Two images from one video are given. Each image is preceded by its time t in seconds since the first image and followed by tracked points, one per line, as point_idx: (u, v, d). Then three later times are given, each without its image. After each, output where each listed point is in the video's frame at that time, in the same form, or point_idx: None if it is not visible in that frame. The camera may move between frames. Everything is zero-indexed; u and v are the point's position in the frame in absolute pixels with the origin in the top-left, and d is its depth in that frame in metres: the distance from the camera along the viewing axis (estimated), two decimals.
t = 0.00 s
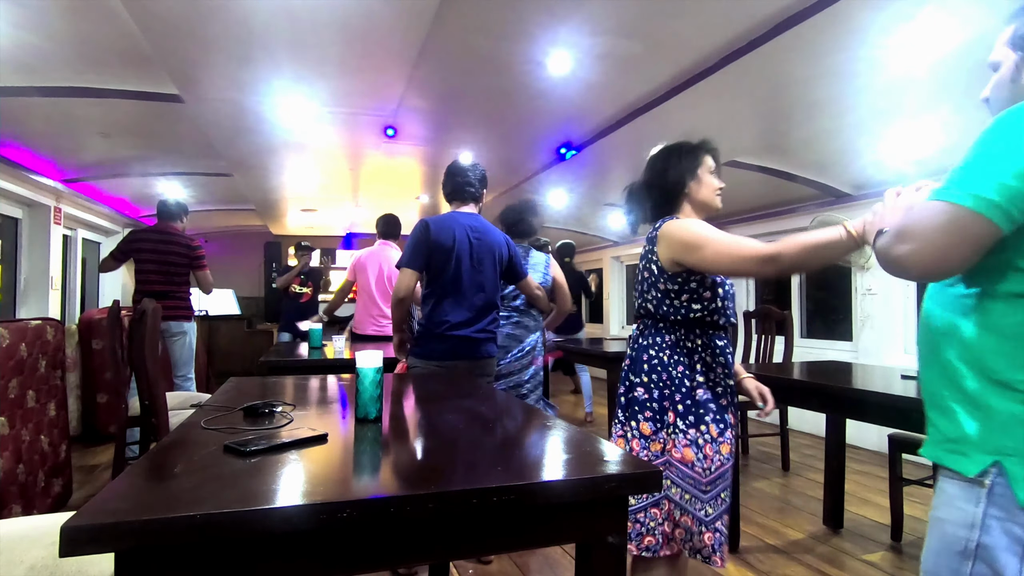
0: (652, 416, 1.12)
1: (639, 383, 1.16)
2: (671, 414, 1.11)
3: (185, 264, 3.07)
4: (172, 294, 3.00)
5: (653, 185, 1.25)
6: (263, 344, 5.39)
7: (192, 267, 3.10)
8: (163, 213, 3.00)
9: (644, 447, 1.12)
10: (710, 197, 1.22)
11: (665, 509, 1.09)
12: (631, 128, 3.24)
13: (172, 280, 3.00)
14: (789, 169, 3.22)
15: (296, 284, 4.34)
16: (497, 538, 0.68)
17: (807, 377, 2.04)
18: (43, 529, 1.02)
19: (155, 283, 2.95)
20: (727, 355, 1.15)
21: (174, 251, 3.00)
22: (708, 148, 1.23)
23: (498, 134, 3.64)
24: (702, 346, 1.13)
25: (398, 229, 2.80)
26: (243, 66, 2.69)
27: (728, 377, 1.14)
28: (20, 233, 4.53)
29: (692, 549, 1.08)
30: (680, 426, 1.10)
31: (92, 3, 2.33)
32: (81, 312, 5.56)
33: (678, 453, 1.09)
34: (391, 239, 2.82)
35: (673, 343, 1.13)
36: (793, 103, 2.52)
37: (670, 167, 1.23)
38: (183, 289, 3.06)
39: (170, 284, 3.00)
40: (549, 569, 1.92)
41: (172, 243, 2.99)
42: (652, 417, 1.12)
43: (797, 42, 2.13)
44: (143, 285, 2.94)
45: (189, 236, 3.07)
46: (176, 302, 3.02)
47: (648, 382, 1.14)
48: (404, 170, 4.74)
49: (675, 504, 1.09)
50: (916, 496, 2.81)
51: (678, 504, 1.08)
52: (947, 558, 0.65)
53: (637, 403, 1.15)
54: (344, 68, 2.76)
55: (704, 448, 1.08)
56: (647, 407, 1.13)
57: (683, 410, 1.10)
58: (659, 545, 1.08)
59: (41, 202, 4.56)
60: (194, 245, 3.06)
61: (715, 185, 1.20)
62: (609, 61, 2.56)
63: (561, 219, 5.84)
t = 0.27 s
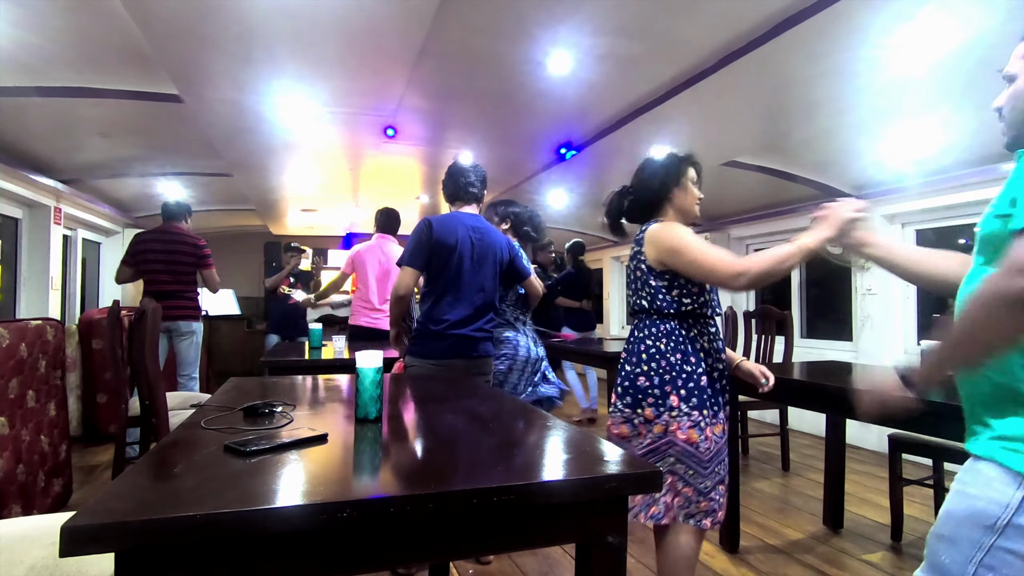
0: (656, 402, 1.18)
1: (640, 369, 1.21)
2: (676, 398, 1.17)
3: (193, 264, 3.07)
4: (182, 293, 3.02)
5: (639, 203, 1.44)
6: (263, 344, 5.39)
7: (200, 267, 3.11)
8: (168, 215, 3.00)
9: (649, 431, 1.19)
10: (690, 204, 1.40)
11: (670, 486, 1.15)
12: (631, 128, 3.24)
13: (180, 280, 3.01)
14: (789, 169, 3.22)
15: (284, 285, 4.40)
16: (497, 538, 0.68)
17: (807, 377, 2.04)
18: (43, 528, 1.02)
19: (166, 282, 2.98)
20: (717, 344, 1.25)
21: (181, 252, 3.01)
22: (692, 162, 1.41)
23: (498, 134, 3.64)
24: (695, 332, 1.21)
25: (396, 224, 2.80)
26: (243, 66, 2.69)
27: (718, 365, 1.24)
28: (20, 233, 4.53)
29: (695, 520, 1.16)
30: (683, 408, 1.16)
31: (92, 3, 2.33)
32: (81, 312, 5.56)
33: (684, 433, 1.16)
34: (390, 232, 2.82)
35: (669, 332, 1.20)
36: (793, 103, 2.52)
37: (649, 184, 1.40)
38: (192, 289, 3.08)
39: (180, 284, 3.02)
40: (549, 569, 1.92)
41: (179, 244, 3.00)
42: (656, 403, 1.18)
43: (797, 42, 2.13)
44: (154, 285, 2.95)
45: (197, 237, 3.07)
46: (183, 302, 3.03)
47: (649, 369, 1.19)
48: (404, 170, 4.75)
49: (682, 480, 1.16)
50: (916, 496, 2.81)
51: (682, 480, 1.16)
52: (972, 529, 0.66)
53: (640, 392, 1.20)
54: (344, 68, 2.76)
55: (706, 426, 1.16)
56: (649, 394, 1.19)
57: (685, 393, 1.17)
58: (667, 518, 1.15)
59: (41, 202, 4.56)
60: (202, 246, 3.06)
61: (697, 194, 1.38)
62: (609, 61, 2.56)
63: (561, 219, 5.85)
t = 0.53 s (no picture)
0: (670, 400, 1.20)
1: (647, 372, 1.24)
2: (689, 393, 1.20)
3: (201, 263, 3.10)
4: (190, 292, 3.03)
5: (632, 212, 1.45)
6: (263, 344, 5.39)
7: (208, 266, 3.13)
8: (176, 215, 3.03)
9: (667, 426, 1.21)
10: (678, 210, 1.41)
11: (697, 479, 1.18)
12: (631, 128, 3.24)
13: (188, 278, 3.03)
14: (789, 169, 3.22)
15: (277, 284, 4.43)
16: (496, 538, 0.68)
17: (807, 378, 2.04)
18: (44, 528, 1.02)
19: (174, 281, 2.99)
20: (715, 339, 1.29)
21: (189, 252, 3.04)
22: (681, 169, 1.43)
23: (498, 134, 3.64)
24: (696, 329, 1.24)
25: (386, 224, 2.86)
26: (243, 66, 2.69)
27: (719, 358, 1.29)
28: (20, 233, 4.53)
29: (727, 510, 1.18)
30: (699, 403, 1.19)
31: (92, 3, 2.33)
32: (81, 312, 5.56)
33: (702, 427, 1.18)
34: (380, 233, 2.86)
35: (667, 334, 1.25)
36: (792, 104, 2.52)
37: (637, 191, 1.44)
38: (199, 288, 3.09)
39: (188, 283, 3.03)
40: (549, 569, 1.92)
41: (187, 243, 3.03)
42: (669, 401, 1.20)
43: (797, 42, 2.13)
44: (163, 284, 2.97)
45: (203, 236, 3.10)
46: (189, 302, 3.02)
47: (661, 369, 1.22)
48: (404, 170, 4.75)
49: (710, 472, 1.18)
50: (916, 496, 2.81)
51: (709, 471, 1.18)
52: None
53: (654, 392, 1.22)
54: (344, 68, 2.76)
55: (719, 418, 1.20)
56: (661, 393, 1.21)
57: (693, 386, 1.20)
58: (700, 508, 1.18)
59: (41, 202, 4.56)
60: (209, 245, 3.09)
61: (685, 199, 1.39)
62: (609, 61, 2.56)
63: (561, 219, 5.85)
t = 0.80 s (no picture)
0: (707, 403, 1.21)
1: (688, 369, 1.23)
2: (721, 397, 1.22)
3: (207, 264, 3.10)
4: (194, 292, 3.04)
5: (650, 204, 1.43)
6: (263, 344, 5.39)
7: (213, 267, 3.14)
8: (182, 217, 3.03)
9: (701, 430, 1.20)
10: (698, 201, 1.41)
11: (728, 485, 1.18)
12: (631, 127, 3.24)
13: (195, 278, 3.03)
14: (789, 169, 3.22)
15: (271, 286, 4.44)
16: (496, 538, 0.68)
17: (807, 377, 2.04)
18: (44, 529, 1.02)
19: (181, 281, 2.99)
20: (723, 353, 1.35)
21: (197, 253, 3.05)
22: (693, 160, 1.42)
23: (498, 134, 3.64)
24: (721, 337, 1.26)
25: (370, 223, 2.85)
26: (243, 66, 2.69)
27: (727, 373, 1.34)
28: (20, 233, 4.53)
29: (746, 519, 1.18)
30: (733, 407, 1.22)
31: (93, 3, 2.33)
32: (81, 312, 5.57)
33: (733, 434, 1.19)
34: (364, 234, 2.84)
35: (700, 337, 1.24)
36: (792, 104, 2.52)
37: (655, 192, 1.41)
38: (204, 288, 3.09)
39: (194, 283, 3.03)
40: (549, 569, 1.92)
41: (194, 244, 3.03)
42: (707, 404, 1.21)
43: (797, 42, 2.13)
44: (170, 283, 2.97)
45: (210, 237, 3.11)
46: (193, 301, 3.03)
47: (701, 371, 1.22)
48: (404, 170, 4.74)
49: (736, 479, 1.18)
50: (915, 496, 2.81)
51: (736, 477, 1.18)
52: None
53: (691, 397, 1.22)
54: (344, 68, 2.76)
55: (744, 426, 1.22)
56: (698, 396, 1.22)
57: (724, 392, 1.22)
58: (727, 522, 1.15)
59: (41, 202, 4.56)
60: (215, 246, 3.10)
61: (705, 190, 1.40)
62: (609, 61, 2.56)
63: (561, 219, 5.85)
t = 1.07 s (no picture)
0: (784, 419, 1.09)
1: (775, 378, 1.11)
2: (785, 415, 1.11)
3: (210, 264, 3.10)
4: (197, 292, 3.03)
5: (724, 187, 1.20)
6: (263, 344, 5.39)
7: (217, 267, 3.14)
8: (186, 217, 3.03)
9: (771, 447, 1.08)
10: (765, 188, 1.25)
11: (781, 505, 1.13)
12: (631, 127, 3.24)
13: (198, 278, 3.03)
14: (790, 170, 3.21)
15: (270, 284, 4.44)
16: (496, 538, 0.68)
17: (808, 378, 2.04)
18: (44, 529, 1.02)
19: (185, 281, 2.99)
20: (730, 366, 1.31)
21: (201, 253, 3.05)
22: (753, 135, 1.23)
23: (498, 135, 3.65)
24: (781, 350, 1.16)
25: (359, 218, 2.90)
26: (242, 66, 2.69)
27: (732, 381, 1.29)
28: (20, 233, 4.54)
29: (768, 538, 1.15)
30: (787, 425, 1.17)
31: (92, 3, 2.33)
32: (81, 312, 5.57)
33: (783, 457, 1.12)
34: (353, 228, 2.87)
35: (776, 346, 1.12)
36: (792, 104, 2.52)
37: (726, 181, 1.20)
38: (207, 288, 3.09)
39: (198, 283, 3.03)
40: (550, 569, 1.92)
41: (198, 244, 3.04)
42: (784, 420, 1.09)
43: (797, 41, 2.13)
44: (173, 283, 2.97)
45: (213, 237, 3.11)
46: (197, 301, 3.03)
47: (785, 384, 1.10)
48: (404, 170, 4.74)
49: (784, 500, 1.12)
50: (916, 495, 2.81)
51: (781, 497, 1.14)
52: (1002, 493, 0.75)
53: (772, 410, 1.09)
54: (344, 68, 2.76)
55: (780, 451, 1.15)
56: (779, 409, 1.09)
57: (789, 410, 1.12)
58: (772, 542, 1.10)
59: (40, 202, 4.56)
60: (219, 246, 3.10)
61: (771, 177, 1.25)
62: (609, 61, 2.56)
63: (561, 219, 5.85)
